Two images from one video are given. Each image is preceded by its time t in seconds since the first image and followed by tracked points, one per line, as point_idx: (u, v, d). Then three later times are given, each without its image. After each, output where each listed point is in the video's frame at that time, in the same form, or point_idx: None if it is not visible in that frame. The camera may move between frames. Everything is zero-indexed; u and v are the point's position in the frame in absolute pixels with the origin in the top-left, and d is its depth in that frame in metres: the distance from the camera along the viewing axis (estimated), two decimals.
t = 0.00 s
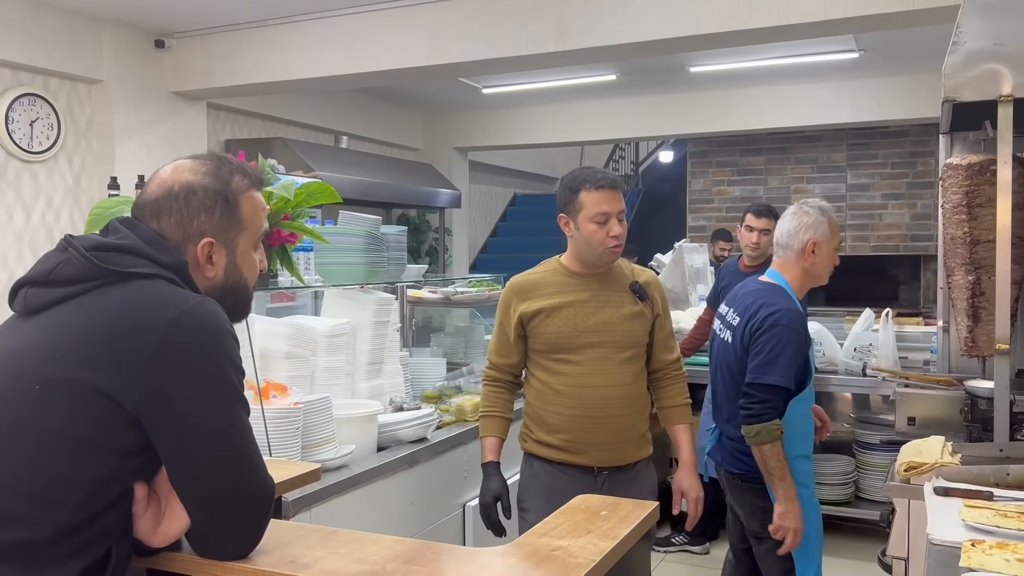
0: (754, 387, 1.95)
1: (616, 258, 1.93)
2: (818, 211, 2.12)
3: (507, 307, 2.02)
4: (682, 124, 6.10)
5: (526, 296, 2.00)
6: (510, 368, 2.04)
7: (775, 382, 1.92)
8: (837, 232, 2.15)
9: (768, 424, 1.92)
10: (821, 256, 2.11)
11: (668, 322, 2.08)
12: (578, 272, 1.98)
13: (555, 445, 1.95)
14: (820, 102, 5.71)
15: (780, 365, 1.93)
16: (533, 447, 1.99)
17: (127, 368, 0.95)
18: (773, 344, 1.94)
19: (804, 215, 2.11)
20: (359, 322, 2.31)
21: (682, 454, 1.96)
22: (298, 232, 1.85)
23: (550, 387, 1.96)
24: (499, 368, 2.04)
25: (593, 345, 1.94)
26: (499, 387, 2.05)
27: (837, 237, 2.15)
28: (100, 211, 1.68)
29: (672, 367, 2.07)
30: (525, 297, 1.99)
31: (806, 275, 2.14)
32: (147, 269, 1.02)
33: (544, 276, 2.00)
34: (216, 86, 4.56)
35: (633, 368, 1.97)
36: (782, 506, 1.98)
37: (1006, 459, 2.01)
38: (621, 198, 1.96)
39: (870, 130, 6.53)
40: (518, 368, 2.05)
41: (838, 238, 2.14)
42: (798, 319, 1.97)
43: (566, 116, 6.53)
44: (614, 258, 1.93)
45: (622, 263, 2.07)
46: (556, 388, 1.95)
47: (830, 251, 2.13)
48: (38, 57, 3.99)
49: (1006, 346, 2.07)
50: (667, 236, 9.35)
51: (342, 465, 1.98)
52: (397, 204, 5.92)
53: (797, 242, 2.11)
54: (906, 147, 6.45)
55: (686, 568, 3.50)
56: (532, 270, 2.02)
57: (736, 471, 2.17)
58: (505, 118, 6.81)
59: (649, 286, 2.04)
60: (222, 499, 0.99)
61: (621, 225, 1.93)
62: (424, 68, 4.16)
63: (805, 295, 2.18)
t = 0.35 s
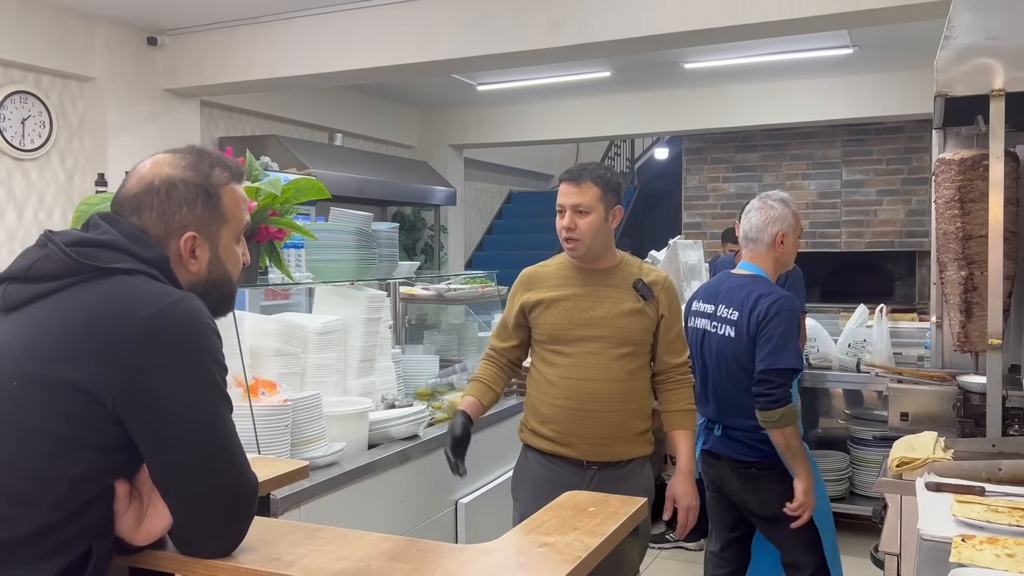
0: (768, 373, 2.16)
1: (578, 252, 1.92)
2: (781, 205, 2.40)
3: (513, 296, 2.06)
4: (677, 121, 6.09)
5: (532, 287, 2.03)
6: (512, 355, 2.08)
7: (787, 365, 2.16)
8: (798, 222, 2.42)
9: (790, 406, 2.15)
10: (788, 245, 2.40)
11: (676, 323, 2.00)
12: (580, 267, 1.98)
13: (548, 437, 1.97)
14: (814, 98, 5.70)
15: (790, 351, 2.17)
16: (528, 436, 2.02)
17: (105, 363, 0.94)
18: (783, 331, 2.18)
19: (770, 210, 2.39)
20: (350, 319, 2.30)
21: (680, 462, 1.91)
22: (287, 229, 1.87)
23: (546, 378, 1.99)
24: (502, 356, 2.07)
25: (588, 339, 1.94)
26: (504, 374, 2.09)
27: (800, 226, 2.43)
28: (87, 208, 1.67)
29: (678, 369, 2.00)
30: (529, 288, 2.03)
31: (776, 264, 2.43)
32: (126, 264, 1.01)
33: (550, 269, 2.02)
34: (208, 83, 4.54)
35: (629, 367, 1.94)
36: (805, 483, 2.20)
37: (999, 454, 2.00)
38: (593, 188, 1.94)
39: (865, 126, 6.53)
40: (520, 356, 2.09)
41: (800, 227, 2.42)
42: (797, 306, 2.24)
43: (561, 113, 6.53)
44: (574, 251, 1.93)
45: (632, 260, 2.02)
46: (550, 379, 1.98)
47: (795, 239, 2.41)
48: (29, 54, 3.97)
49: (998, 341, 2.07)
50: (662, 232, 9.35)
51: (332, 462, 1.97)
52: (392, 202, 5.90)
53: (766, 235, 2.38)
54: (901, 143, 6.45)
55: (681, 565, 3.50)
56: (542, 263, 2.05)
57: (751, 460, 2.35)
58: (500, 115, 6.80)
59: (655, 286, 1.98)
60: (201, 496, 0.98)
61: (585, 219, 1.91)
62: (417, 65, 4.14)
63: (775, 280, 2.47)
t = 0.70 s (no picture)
0: (801, 367, 2.27)
1: (578, 244, 1.92)
2: (793, 208, 2.48)
3: (512, 292, 2.06)
4: (672, 119, 6.09)
5: (531, 283, 2.03)
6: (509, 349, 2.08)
7: (815, 359, 2.26)
8: (810, 225, 2.50)
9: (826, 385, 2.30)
10: (797, 248, 2.48)
11: (676, 324, 1.99)
12: (580, 265, 1.98)
13: (542, 434, 1.95)
14: (809, 96, 5.70)
15: (816, 346, 2.27)
16: (522, 433, 2.01)
17: (83, 362, 0.92)
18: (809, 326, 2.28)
19: (782, 213, 2.48)
20: (341, 318, 2.28)
21: (682, 457, 1.88)
22: (275, 226, 1.85)
23: (542, 374, 1.98)
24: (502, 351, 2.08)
25: (585, 337, 1.94)
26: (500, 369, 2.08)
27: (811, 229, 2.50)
28: (72, 205, 1.65)
29: (679, 369, 1.97)
30: (528, 284, 2.03)
31: (787, 265, 2.52)
32: (106, 262, 0.99)
33: (550, 265, 2.02)
34: (200, 82, 4.52)
35: (625, 365, 1.93)
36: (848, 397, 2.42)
37: (991, 451, 1.99)
38: (602, 184, 1.94)
39: (859, 124, 6.53)
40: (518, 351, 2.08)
41: (811, 230, 2.50)
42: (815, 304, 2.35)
43: (556, 111, 6.51)
44: (574, 243, 1.93)
45: (633, 259, 2.01)
46: (546, 376, 1.97)
47: (805, 241, 2.49)
48: (20, 53, 3.95)
49: (990, 338, 2.06)
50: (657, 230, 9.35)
51: (322, 462, 1.96)
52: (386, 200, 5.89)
53: (775, 238, 2.48)
54: (895, 141, 6.46)
55: (676, 563, 3.49)
56: (543, 259, 2.05)
57: (782, 455, 2.39)
58: (495, 113, 6.78)
59: (655, 286, 1.97)
60: (181, 496, 0.96)
61: (588, 213, 1.92)
62: (411, 63, 4.13)
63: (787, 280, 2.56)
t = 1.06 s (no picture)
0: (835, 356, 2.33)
1: (571, 244, 1.89)
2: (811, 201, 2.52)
3: (501, 290, 2.03)
4: (666, 118, 6.08)
5: (522, 281, 2.00)
6: (500, 348, 2.06)
7: (845, 347, 2.33)
8: (827, 218, 2.55)
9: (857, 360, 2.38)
10: (814, 238, 2.52)
11: (665, 326, 1.99)
12: (571, 263, 1.96)
13: (529, 434, 1.93)
14: (803, 94, 5.69)
15: (843, 332, 2.33)
16: (508, 432, 1.99)
17: (61, 363, 0.91)
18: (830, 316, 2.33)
19: (800, 206, 2.52)
20: (331, 318, 2.27)
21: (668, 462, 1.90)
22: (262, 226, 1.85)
23: (530, 374, 1.96)
24: (492, 348, 2.06)
25: (577, 337, 1.92)
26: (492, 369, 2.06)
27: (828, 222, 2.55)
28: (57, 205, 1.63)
29: (666, 372, 2.00)
30: (518, 282, 2.00)
31: (803, 257, 2.55)
32: (85, 262, 0.98)
33: (541, 264, 1.99)
34: (192, 80, 4.50)
35: (615, 366, 1.92)
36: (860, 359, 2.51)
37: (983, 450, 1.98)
38: (592, 181, 1.91)
39: (853, 122, 6.54)
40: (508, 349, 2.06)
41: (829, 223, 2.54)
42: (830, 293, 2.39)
43: (550, 110, 6.50)
44: (567, 243, 1.90)
45: (624, 259, 2.00)
46: (535, 375, 1.95)
47: (822, 234, 2.53)
48: (10, 52, 3.93)
49: (982, 336, 2.06)
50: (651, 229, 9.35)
51: (311, 462, 1.95)
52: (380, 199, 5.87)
53: (794, 228, 2.51)
54: (889, 139, 6.46)
55: (669, 562, 3.48)
56: (532, 257, 2.02)
57: (792, 439, 2.42)
58: (489, 112, 6.77)
59: (646, 289, 1.96)
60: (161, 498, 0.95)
61: (580, 213, 1.89)
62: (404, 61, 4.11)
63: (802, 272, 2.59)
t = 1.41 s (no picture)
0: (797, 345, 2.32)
1: (536, 247, 1.89)
2: (807, 202, 2.52)
3: (464, 296, 1.99)
4: (663, 118, 6.07)
5: (486, 285, 1.96)
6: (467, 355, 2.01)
7: (806, 336, 2.32)
8: (825, 218, 2.53)
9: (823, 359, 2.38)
10: (809, 238, 2.51)
11: (634, 316, 2.02)
12: (535, 263, 1.94)
13: (511, 438, 1.91)
14: (799, 94, 5.69)
15: (809, 321, 2.33)
16: (487, 440, 1.96)
17: (44, 365, 0.90)
18: (795, 305, 2.34)
19: (796, 206, 2.52)
20: (324, 318, 2.26)
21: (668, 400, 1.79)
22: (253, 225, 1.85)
23: (506, 378, 1.93)
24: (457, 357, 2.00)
25: (551, 335, 1.91)
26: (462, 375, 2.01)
27: (827, 223, 2.53)
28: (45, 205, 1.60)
29: (645, 356, 1.99)
30: (482, 286, 1.96)
31: (799, 257, 2.54)
32: (69, 262, 0.97)
33: (503, 267, 1.97)
34: (188, 81, 4.50)
35: (591, 362, 1.93)
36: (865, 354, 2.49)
37: (978, 450, 1.97)
38: (550, 182, 1.90)
39: (851, 121, 6.53)
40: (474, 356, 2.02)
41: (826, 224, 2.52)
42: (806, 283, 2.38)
43: (547, 110, 6.49)
44: (531, 246, 1.89)
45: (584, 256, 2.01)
46: (511, 378, 1.92)
47: (819, 235, 2.52)
48: (4, 52, 3.93)
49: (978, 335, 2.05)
50: (649, 229, 9.34)
51: (304, 464, 1.94)
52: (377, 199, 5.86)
53: (789, 227, 2.52)
54: (886, 138, 6.46)
55: (665, 563, 3.48)
56: (494, 261, 1.99)
57: (772, 429, 2.46)
58: (486, 112, 6.76)
59: (611, 281, 1.99)
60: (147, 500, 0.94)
61: (541, 215, 1.88)
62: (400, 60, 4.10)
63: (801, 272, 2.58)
